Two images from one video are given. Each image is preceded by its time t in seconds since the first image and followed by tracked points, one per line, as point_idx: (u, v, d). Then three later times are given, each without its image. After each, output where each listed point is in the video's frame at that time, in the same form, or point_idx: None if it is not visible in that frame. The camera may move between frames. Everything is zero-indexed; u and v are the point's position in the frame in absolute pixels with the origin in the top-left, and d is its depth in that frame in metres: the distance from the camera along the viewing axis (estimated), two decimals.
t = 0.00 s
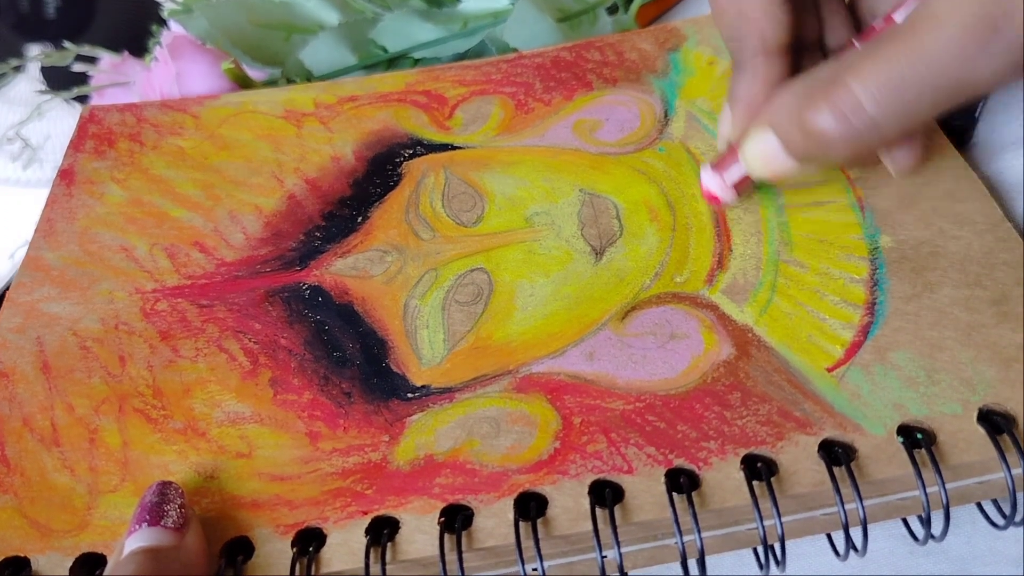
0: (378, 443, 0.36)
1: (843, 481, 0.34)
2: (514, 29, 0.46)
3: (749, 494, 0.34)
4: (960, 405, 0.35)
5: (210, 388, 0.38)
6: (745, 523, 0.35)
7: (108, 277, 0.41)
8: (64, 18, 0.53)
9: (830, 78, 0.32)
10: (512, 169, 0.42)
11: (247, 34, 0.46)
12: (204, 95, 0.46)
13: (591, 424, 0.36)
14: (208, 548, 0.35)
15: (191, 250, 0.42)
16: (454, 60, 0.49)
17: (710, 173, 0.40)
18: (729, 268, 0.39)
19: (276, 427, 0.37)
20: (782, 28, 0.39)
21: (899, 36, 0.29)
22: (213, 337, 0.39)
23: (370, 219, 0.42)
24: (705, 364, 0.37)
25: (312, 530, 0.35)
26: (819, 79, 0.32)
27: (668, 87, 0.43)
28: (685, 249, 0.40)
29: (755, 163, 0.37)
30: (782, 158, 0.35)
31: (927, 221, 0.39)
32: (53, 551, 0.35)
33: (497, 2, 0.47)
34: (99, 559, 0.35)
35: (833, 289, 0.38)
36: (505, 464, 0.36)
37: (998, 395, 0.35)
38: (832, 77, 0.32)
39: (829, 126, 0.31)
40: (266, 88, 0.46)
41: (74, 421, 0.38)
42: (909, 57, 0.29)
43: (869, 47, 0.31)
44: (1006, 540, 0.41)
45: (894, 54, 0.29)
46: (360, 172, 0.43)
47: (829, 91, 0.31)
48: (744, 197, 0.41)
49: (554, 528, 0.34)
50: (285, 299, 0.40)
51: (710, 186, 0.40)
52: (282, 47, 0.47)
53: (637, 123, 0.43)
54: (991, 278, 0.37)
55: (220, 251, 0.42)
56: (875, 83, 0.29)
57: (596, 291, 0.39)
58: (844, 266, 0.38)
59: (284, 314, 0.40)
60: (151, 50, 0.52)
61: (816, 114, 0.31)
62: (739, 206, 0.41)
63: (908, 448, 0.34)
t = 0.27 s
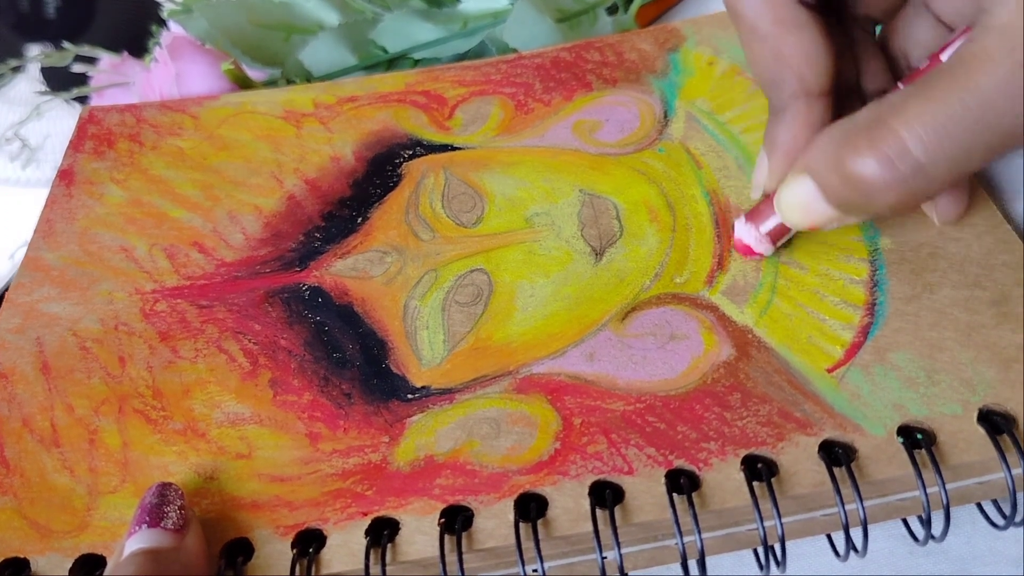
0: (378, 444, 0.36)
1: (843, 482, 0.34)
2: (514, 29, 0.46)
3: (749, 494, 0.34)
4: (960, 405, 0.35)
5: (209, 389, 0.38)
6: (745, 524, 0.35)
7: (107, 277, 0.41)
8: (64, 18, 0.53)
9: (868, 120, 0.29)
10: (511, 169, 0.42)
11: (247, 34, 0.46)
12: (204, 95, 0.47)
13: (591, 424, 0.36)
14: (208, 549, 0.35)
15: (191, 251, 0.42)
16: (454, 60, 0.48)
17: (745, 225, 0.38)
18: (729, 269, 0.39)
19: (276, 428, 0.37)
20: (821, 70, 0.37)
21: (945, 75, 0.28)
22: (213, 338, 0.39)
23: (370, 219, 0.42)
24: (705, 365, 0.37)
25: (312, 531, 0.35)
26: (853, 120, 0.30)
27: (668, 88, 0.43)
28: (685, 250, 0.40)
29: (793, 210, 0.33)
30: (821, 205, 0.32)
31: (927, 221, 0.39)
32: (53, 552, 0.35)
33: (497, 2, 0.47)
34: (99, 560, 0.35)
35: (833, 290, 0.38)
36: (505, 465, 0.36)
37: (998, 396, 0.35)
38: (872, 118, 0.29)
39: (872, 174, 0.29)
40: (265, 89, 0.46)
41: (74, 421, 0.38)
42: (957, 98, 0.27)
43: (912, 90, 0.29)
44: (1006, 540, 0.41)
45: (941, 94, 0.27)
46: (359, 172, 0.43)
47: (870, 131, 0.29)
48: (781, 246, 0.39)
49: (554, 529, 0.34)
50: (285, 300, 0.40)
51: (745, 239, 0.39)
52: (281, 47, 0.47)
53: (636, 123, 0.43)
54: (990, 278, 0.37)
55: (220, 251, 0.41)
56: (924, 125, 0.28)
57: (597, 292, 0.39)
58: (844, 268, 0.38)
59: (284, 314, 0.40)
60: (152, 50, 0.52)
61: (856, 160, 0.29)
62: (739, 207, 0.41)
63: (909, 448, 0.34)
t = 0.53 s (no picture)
0: (378, 445, 0.36)
1: (843, 482, 0.34)
2: (512, 30, 0.46)
3: (749, 495, 0.34)
4: (960, 405, 0.35)
5: (209, 390, 0.38)
6: (745, 525, 0.35)
7: (107, 279, 0.41)
8: (65, 17, 0.53)
9: None
10: (511, 170, 0.42)
11: (247, 35, 0.46)
12: (204, 96, 0.47)
13: (591, 425, 0.36)
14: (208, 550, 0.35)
15: (191, 252, 0.42)
16: (454, 60, 0.49)
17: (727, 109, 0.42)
18: (729, 269, 0.39)
19: (276, 429, 0.37)
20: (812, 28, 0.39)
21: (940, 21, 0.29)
22: (213, 339, 0.39)
23: (370, 221, 0.42)
24: (705, 366, 0.37)
25: (312, 533, 0.35)
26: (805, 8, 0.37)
27: (667, 88, 0.43)
28: (684, 250, 0.40)
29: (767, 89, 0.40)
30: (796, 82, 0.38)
31: (927, 221, 0.39)
32: (53, 554, 0.35)
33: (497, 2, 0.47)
34: (99, 562, 0.35)
35: (833, 290, 0.38)
36: (505, 466, 0.36)
37: (998, 396, 0.35)
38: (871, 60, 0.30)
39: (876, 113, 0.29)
40: (265, 90, 0.46)
41: (74, 423, 0.38)
42: None
43: None
44: (1007, 540, 0.41)
45: None
46: (359, 173, 0.43)
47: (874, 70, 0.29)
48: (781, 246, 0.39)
49: (554, 529, 0.34)
50: (285, 301, 0.40)
51: (727, 121, 0.42)
52: (281, 47, 0.47)
53: (636, 124, 0.43)
54: (990, 278, 0.37)
55: (220, 252, 0.41)
56: None
57: (596, 292, 0.39)
58: (844, 267, 0.38)
59: (284, 316, 0.40)
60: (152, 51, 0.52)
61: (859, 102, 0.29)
62: (738, 208, 0.41)
63: (909, 448, 0.34)
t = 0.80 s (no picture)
0: (378, 445, 0.36)
1: (843, 482, 0.34)
2: (513, 28, 0.46)
3: (749, 495, 0.34)
4: (960, 405, 0.35)
5: (210, 390, 0.38)
6: (744, 525, 0.35)
7: (108, 279, 0.41)
8: (65, 17, 0.53)
9: None
10: (512, 170, 0.42)
11: (248, 34, 0.46)
12: (205, 97, 0.47)
13: (591, 425, 0.36)
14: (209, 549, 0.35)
15: (191, 253, 0.42)
16: (454, 60, 0.48)
17: (739, 71, 0.42)
18: (729, 269, 0.39)
19: (277, 429, 0.37)
20: None
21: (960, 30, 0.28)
22: (214, 339, 0.39)
23: (370, 221, 0.42)
24: (705, 365, 0.37)
25: (312, 532, 0.35)
26: None
27: (668, 89, 0.44)
28: (684, 250, 0.40)
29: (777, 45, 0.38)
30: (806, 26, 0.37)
31: (927, 220, 0.39)
32: (54, 553, 0.35)
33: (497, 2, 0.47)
34: (99, 562, 0.35)
35: (833, 290, 0.38)
36: (505, 465, 0.36)
37: (998, 396, 0.35)
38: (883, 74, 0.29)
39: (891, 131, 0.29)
40: (265, 90, 0.46)
41: (74, 423, 0.38)
42: None
43: None
44: (1007, 540, 0.41)
45: None
46: (360, 173, 0.43)
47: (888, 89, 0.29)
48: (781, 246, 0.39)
49: (554, 529, 0.34)
50: (286, 301, 0.40)
51: (741, 83, 0.42)
52: (281, 47, 0.47)
53: (636, 124, 0.43)
54: (990, 278, 0.37)
55: (221, 253, 0.42)
56: None
57: (596, 292, 0.39)
58: (844, 267, 0.38)
59: (284, 316, 0.40)
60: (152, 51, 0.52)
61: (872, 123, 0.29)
62: (738, 208, 0.41)
63: (909, 448, 0.34)
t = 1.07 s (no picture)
0: (379, 445, 0.36)
1: (843, 482, 0.34)
2: (513, 28, 0.46)
3: (749, 494, 0.34)
4: (960, 405, 0.35)
5: (210, 390, 0.38)
6: (744, 524, 0.35)
7: (108, 278, 0.41)
8: (65, 18, 0.53)
9: None
10: (512, 170, 0.42)
11: (247, 34, 0.46)
12: (204, 96, 0.47)
13: (591, 424, 0.36)
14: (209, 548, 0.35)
15: (191, 252, 0.42)
16: (454, 60, 0.48)
17: (696, 65, 0.42)
18: (729, 269, 0.39)
19: (277, 429, 0.37)
20: None
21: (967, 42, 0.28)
22: (214, 339, 0.39)
23: (370, 220, 0.42)
24: (705, 365, 0.37)
25: (313, 532, 0.35)
26: None
27: (668, 88, 0.43)
28: (684, 249, 0.40)
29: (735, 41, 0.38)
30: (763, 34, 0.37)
31: (927, 220, 0.39)
32: (55, 553, 0.35)
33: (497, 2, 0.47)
34: (100, 561, 0.35)
35: (833, 289, 0.38)
36: (505, 465, 0.36)
37: (998, 395, 0.35)
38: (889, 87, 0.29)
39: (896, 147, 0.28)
40: (265, 90, 0.46)
41: (74, 422, 0.38)
42: None
43: None
44: (1007, 540, 0.41)
45: None
46: (360, 173, 0.43)
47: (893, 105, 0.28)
48: (781, 245, 0.39)
49: (554, 529, 0.34)
50: (286, 300, 0.40)
51: (697, 78, 0.42)
52: (282, 47, 0.47)
53: (636, 123, 0.43)
54: (990, 278, 0.37)
55: (221, 252, 0.42)
56: None
57: (597, 291, 0.39)
58: (844, 266, 0.38)
59: (285, 315, 0.40)
60: (152, 52, 0.52)
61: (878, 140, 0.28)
62: (739, 207, 0.41)
63: (909, 448, 0.34)
